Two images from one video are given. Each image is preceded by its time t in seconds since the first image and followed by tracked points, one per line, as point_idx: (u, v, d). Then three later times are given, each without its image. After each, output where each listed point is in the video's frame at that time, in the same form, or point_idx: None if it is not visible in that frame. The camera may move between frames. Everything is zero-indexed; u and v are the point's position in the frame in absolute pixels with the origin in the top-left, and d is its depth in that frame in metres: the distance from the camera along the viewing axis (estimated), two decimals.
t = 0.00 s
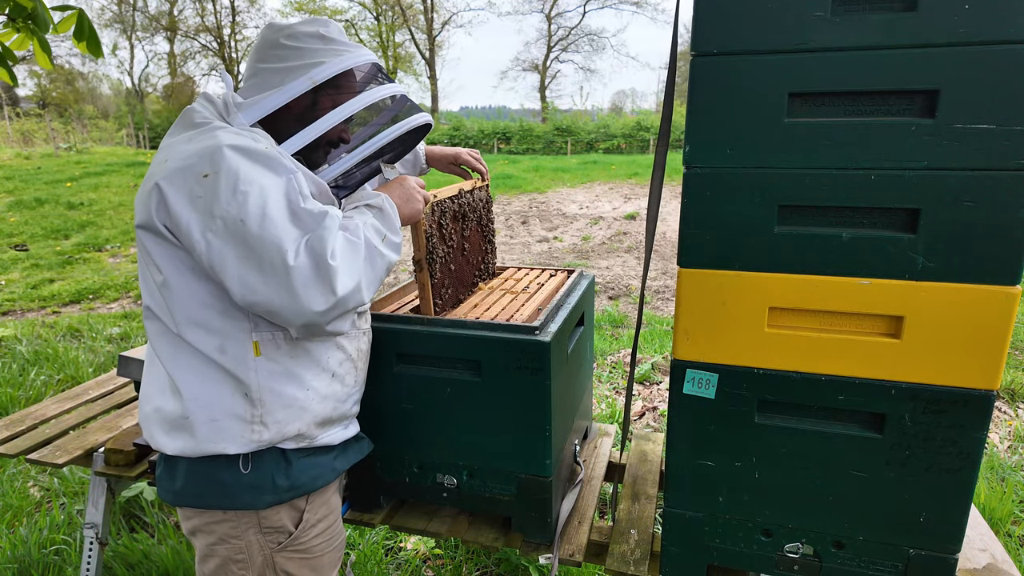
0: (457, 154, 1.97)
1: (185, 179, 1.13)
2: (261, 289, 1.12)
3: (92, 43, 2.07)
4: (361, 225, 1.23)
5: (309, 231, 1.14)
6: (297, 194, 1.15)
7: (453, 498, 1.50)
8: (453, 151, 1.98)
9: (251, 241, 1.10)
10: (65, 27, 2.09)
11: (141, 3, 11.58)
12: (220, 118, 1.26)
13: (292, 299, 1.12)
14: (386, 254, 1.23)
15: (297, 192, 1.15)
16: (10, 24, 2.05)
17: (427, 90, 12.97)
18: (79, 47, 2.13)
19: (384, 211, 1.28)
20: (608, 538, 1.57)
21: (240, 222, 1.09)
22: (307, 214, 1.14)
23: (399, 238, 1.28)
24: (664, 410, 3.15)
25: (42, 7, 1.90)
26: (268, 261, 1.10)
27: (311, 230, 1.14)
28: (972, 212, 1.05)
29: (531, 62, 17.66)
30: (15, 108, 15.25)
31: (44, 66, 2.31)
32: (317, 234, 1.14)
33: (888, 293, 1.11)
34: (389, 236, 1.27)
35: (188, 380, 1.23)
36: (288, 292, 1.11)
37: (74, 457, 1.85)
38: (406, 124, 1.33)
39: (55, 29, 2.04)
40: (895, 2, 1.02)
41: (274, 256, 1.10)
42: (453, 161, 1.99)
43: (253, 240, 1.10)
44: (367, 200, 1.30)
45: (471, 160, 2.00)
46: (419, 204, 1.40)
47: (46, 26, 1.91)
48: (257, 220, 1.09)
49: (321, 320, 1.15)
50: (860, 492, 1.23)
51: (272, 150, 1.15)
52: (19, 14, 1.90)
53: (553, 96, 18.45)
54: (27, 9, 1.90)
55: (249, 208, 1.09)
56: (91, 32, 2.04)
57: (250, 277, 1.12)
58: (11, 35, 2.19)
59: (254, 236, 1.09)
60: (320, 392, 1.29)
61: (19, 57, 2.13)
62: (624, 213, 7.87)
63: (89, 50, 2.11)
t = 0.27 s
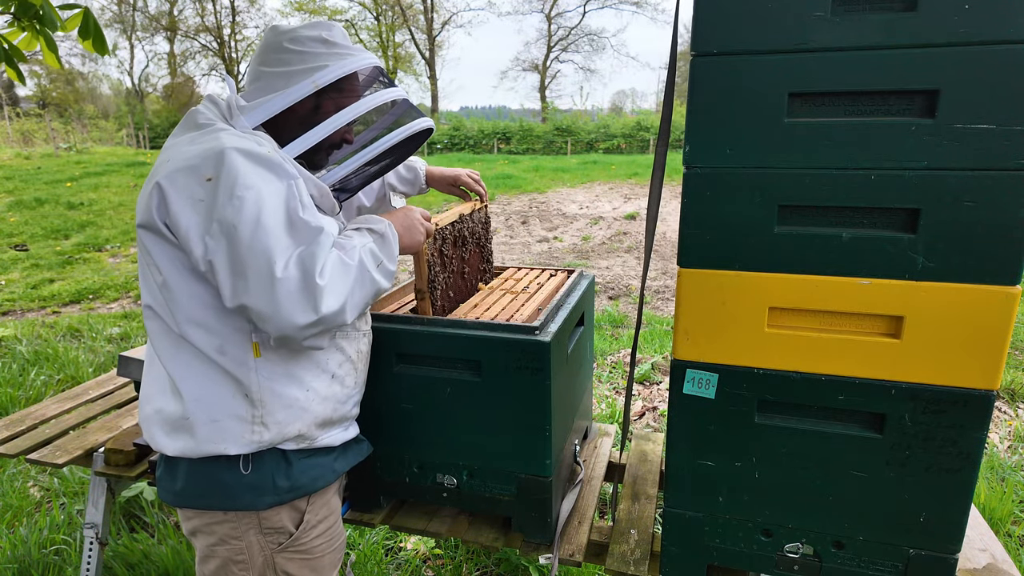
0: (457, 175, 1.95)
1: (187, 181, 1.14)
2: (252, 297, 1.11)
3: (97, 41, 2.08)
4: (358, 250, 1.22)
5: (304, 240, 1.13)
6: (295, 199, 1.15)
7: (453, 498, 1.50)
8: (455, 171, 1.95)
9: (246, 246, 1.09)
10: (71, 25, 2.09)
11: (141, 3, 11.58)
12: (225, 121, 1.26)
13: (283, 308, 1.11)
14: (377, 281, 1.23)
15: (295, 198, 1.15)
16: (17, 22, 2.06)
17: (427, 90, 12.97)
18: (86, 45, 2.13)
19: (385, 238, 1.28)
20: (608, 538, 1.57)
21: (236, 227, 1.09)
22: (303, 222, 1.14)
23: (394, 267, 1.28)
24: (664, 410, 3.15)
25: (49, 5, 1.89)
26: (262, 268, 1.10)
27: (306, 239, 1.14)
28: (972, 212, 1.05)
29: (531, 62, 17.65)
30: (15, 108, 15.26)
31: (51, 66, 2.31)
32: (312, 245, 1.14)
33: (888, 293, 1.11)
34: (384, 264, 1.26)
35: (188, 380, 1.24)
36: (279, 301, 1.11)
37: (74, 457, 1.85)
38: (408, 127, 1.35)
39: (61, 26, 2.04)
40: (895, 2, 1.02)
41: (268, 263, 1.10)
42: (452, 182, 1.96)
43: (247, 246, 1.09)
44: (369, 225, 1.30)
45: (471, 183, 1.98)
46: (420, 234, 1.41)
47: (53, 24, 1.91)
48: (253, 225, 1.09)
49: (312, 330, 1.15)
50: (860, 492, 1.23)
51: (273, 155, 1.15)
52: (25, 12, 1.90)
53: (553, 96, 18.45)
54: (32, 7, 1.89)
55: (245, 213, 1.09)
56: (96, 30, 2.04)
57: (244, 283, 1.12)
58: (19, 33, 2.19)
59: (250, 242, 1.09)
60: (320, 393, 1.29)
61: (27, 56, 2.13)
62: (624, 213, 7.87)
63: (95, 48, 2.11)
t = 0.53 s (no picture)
0: (461, 197, 1.95)
1: (189, 181, 1.15)
2: (249, 301, 1.11)
3: (98, 40, 2.07)
4: (360, 268, 1.22)
5: (303, 245, 1.13)
6: (296, 203, 1.15)
7: (452, 499, 1.51)
8: (460, 192, 1.95)
9: (244, 249, 1.09)
10: (72, 25, 2.08)
11: (141, 3, 11.58)
12: (228, 122, 1.28)
13: (280, 313, 1.11)
14: (375, 301, 1.23)
15: (296, 201, 1.15)
16: (16, 22, 2.05)
17: (427, 90, 12.98)
18: (86, 44, 2.13)
19: (387, 260, 1.28)
20: (608, 538, 1.57)
21: (234, 229, 1.09)
22: (302, 227, 1.13)
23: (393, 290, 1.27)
24: (664, 409, 3.15)
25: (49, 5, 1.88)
26: (260, 271, 1.10)
27: (305, 243, 1.14)
28: (972, 212, 1.05)
29: (531, 62, 17.65)
30: (14, 108, 15.28)
31: (51, 65, 2.30)
32: (312, 250, 1.14)
33: (888, 292, 1.11)
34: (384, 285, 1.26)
35: (188, 379, 1.24)
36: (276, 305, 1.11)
37: (74, 457, 1.85)
38: (411, 130, 1.36)
39: (61, 26, 2.03)
40: (896, 2, 1.02)
41: (266, 266, 1.10)
42: (455, 204, 1.95)
43: (246, 249, 1.09)
44: (373, 248, 1.31)
45: (474, 204, 1.98)
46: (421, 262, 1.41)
47: (53, 24, 1.90)
48: (253, 227, 1.09)
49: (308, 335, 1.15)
50: (860, 492, 1.23)
51: (275, 157, 1.16)
52: (26, 11, 1.90)
53: (553, 96, 18.50)
54: (33, 6, 1.89)
55: (245, 215, 1.09)
56: (97, 29, 2.04)
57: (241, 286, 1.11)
58: (19, 33, 2.19)
59: (249, 244, 1.09)
60: (320, 394, 1.29)
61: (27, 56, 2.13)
62: (624, 213, 7.87)
63: (95, 47, 2.11)
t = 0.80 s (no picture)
0: (462, 217, 1.93)
1: (193, 181, 1.15)
2: (250, 304, 1.11)
3: (96, 42, 2.08)
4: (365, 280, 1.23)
5: (306, 250, 1.14)
6: (300, 206, 1.15)
7: (453, 499, 1.50)
8: (461, 212, 1.94)
9: (247, 251, 1.10)
10: (70, 26, 2.09)
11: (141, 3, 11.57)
12: (233, 123, 1.28)
13: (281, 317, 1.11)
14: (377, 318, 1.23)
15: (300, 205, 1.15)
16: (13, 22, 2.05)
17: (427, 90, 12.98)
18: (83, 45, 2.13)
19: (391, 278, 1.30)
20: (608, 538, 1.57)
21: (237, 230, 1.10)
22: (305, 231, 1.14)
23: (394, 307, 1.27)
24: (664, 409, 3.15)
25: (45, 6, 1.89)
26: (263, 274, 1.10)
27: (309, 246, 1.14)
28: (972, 212, 1.05)
29: (531, 62, 17.65)
30: (13, 108, 15.29)
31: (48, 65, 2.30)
32: (315, 253, 1.14)
33: (889, 292, 1.11)
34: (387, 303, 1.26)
35: (190, 378, 1.24)
36: (278, 308, 1.11)
37: (74, 457, 1.85)
38: (415, 130, 1.38)
39: (58, 26, 2.03)
40: (896, 2, 1.02)
41: (269, 269, 1.10)
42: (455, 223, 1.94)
43: (249, 252, 1.10)
44: (379, 267, 1.32)
45: (475, 224, 1.97)
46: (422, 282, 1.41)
47: (50, 25, 1.91)
48: (256, 230, 1.10)
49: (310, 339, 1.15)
50: (860, 492, 1.23)
51: (280, 159, 1.16)
52: (22, 13, 1.90)
53: (553, 96, 18.51)
54: (30, 7, 1.89)
55: (248, 216, 1.10)
56: (95, 30, 2.04)
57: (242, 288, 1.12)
58: (16, 34, 2.19)
59: (252, 246, 1.10)
60: (321, 395, 1.29)
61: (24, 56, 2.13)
62: (624, 213, 7.87)
63: (93, 48, 2.11)
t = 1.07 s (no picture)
0: (463, 230, 1.94)
1: (196, 180, 1.15)
2: (251, 304, 1.11)
3: (92, 43, 2.07)
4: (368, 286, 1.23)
5: (308, 251, 1.14)
6: (303, 207, 1.15)
7: (453, 499, 1.50)
8: (463, 225, 1.93)
9: (249, 251, 1.10)
10: (66, 26, 2.08)
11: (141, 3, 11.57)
12: (236, 123, 1.28)
13: (282, 318, 1.12)
14: (379, 328, 1.23)
15: (302, 206, 1.15)
16: (9, 24, 2.05)
17: (427, 90, 12.97)
18: (79, 46, 2.12)
19: (395, 290, 1.30)
20: (608, 538, 1.57)
21: (240, 230, 1.10)
22: (307, 233, 1.14)
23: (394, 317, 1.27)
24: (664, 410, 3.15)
25: (42, 7, 1.89)
26: (265, 274, 1.10)
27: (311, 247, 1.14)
28: (971, 212, 1.05)
29: (531, 62, 17.65)
30: (13, 108, 15.29)
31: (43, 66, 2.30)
32: (317, 254, 1.14)
33: (888, 292, 1.11)
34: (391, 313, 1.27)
35: (191, 377, 1.24)
36: (279, 310, 1.12)
37: (74, 457, 1.85)
38: (417, 128, 1.38)
39: (55, 28, 2.03)
40: (896, 2, 1.02)
41: (271, 270, 1.10)
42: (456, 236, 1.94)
43: (252, 252, 1.10)
44: (384, 278, 1.32)
45: (475, 237, 1.98)
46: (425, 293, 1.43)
47: (46, 27, 1.91)
48: (258, 231, 1.10)
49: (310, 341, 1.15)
50: (860, 491, 1.23)
51: (284, 159, 1.16)
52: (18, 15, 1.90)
53: (553, 96, 18.51)
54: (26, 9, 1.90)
55: (251, 216, 1.10)
56: (91, 32, 2.04)
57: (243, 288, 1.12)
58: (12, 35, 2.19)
59: (255, 247, 1.10)
60: (322, 395, 1.29)
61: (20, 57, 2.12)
62: (624, 213, 7.87)
63: (89, 50, 2.10)
